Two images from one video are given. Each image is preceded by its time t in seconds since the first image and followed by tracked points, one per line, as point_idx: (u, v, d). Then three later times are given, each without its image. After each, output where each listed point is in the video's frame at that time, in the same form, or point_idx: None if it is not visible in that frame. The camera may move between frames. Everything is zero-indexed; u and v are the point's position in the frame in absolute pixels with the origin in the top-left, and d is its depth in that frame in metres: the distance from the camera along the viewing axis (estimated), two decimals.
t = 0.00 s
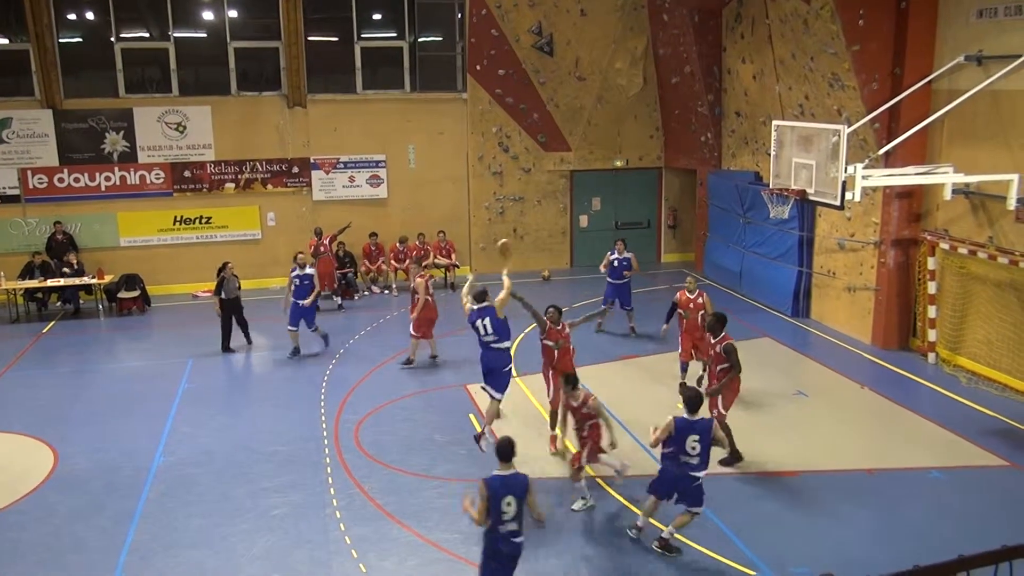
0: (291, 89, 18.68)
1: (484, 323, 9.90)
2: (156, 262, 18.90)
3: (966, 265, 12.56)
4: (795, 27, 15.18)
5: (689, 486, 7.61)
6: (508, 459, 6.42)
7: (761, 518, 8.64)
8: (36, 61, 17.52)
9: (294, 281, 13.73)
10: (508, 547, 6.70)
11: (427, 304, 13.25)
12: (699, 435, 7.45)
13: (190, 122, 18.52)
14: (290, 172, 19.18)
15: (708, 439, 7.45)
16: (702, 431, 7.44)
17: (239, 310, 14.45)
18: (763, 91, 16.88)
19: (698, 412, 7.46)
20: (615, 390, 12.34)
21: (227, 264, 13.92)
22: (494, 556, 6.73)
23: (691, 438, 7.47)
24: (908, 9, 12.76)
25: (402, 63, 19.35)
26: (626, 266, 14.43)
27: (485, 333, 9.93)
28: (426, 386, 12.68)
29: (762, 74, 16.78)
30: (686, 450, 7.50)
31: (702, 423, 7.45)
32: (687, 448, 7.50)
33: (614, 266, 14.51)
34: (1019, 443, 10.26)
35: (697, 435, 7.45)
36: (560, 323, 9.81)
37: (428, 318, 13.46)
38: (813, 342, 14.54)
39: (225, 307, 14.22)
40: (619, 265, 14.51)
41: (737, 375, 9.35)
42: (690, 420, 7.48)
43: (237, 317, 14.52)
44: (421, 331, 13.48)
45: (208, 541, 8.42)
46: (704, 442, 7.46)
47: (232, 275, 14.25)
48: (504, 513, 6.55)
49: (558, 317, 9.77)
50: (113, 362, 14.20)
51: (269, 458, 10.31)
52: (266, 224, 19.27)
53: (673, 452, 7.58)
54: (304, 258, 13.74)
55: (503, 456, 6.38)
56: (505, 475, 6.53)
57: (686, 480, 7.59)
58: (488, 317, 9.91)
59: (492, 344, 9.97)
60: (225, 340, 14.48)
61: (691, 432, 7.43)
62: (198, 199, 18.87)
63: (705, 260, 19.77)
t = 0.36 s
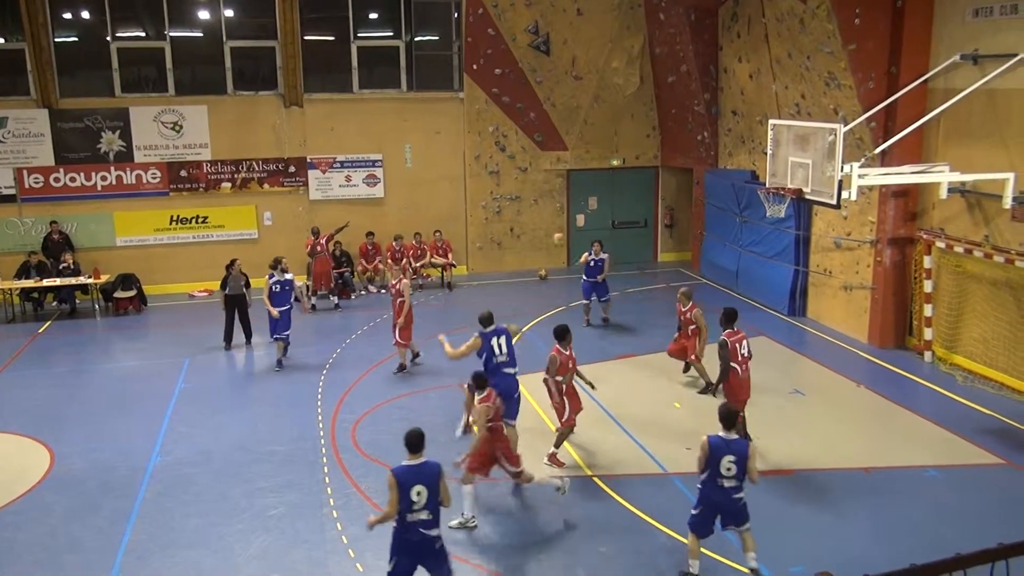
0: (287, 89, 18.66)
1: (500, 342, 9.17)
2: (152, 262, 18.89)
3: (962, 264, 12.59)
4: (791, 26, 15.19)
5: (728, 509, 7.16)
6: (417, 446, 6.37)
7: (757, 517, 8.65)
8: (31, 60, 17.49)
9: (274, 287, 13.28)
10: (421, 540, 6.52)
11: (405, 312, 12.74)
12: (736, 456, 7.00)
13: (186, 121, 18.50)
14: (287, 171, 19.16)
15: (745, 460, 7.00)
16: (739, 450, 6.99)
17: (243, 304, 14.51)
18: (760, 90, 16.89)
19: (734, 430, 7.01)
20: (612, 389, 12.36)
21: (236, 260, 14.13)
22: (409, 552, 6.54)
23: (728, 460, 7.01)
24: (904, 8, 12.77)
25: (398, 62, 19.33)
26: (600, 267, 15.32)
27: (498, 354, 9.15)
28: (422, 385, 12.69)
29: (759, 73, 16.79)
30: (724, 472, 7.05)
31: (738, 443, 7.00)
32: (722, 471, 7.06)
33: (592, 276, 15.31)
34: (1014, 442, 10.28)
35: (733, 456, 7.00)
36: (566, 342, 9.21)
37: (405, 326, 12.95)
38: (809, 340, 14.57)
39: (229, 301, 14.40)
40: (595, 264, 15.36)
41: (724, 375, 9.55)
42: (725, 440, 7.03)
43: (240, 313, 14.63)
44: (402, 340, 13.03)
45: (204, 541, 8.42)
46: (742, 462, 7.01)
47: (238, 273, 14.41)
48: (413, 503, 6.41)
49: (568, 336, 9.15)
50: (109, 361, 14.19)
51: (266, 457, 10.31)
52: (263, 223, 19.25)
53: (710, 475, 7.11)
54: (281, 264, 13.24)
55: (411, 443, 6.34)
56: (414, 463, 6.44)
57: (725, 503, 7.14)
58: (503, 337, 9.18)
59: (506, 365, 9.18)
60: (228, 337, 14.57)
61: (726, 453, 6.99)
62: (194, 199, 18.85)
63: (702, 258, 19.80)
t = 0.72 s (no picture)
0: (286, 88, 18.65)
1: (502, 381, 8.61)
2: (151, 261, 18.88)
3: (960, 263, 12.60)
4: (789, 25, 15.19)
5: (803, 510, 6.81)
6: (354, 443, 6.32)
7: (756, 516, 8.65)
8: (30, 60, 17.48)
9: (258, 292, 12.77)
10: (363, 534, 6.51)
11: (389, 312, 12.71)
12: (810, 451, 6.70)
13: (185, 121, 18.49)
14: (285, 171, 19.15)
15: (819, 454, 6.70)
16: (812, 444, 6.71)
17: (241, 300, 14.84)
18: (758, 90, 16.90)
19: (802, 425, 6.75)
20: (611, 387, 12.36)
21: (232, 257, 14.33)
22: (351, 546, 6.53)
23: (802, 456, 6.69)
24: (903, 7, 12.77)
25: (397, 62, 19.32)
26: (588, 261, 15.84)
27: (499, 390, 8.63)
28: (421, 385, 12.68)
29: (757, 72, 16.80)
30: (799, 470, 6.72)
31: (810, 436, 6.73)
32: (797, 468, 6.71)
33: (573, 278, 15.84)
34: (1012, 441, 10.28)
35: (806, 450, 6.69)
36: (580, 322, 9.81)
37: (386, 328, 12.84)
38: (808, 339, 14.57)
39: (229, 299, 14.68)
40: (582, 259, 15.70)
41: (723, 365, 9.68)
42: (795, 435, 6.74)
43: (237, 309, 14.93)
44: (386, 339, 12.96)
45: (202, 541, 8.41)
46: (816, 457, 6.71)
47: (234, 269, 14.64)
48: (353, 497, 6.40)
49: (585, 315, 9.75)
50: (108, 361, 14.19)
51: (264, 457, 10.31)
52: (261, 222, 19.24)
53: (784, 475, 6.77)
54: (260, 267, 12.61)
55: (346, 440, 6.26)
56: (350, 459, 6.40)
57: (801, 503, 6.80)
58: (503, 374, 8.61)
59: (508, 405, 8.68)
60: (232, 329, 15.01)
61: (799, 448, 6.68)
62: (192, 198, 18.83)
63: (700, 257, 19.80)
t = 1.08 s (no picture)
0: (285, 87, 18.66)
1: (535, 368, 8.74)
2: (150, 260, 18.88)
3: (960, 263, 12.60)
4: (789, 25, 15.18)
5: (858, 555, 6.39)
6: (297, 426, 6.55)
7: (756, 515, 8.65)
8: (30, 59, 17.50)
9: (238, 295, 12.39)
10: (305, 517, 6.73)
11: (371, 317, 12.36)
12: (864, 493, 6.27)
13: (185, 120, 18.49)
14: (285, 170, 19.16)
15: (876, 498, 6.25)
16: (867, 485, 6.27)
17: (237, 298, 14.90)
18: (758, 89, 16.90)
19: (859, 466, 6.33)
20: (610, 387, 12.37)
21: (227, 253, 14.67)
22: (294, 528, 6.75)
23: (855, 497, 6.28)
24: (903, 6, 12.77)
25: (396, 61, 19.32)
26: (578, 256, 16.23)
27: (530, 377, 8.76)
28: (421, 384, 12.69)
29: (757, 71, 16.79)
30: (851, 512, 6.30)
31: (867, 479, 6.29)
32: (850, 510, 6.31)
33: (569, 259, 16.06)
34: (1012, 441, 10.28)
35: (860, 492, 6.28)
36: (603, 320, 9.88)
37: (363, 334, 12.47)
38: (808, 339, 14.57)
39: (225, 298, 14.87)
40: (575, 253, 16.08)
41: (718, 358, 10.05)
42: (852, 475, 6.34)
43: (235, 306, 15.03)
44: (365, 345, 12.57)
45: (202, 540, 8.42)
46: (871, 500, 6.26)
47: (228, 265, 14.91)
48: (295, 480, 6.60)
49: (606, 313, 9.80)
50: (108, 360, 14.19)
51: (265, 456, 10.31)
52: (261, 222, 19.24)
53: (837, 515, 6.38)
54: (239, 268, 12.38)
55: (289, 423, 6.52)
56: (294, 443, 6.62)
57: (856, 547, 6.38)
58: (537, 361, 8.73)
59: (536, 392, 8.80)
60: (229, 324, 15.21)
61: (853, 488, 6.28)
62: (192, 198, 18.84)
63: (700, 257, 19.80)
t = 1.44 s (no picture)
0: (287, 86, 18.68)
1: (564, 367, 8.80)
2: (152, 260, 18.89)
3: (962, 264, 12.59)
4: (792, 25, 15.16)
5: (899, 512, 6.89)
6: (238, 419, 6.87)
7: (757, 516, 8.65)
8: (32, 59, 17.52)
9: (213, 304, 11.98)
10: (252, 508, 6.97)
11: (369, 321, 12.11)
12: (904, 451, 6.83)
13: (187, 119, 18.51)
14: (287, 170, 19.16)
15: (915, 455, 6.83)
16: (905, 444, 6.85)
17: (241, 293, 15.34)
18: (760, 90, 16.88)
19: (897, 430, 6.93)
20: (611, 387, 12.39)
21: (231, 252, 14.94)
22: (245, 521, 6.99)
23: (898, 456, 6.82)
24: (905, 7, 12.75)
25: (398, 61, 19.32)
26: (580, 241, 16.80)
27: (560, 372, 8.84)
28: (422, 384, 12.68)
29: (760, 72, 16.77)
30: (894, 470, 6.82)
31: (904, 438, 6.88)
32: (890, 466, 6.84)
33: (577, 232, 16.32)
34: (1013, 442, 10.28)
35: (901, 450, 6.83)
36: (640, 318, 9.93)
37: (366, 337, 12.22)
38: (809, 340, 14.56)
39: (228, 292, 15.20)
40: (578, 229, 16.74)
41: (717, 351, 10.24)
42: (889, 437, 6.90)
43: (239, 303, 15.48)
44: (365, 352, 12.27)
45: (203, 539, 8.42)
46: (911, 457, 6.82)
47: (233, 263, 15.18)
48: (238, 474, 6.86)
49: (643, 313, 9.87)
50: (109, 359, 14.19)
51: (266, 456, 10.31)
52: (263, 221, 19.26)
53: (879, 476, 6.89)
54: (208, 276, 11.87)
55: (229, 417, 6.84)
56: (237, 438, 6.91)
57: (899, 505, 6.87)
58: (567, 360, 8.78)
59: (561, 391, 8.84)
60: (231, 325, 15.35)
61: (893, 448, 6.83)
62: (194, 197, 18.85)
63: (702, 257, 19.80)
